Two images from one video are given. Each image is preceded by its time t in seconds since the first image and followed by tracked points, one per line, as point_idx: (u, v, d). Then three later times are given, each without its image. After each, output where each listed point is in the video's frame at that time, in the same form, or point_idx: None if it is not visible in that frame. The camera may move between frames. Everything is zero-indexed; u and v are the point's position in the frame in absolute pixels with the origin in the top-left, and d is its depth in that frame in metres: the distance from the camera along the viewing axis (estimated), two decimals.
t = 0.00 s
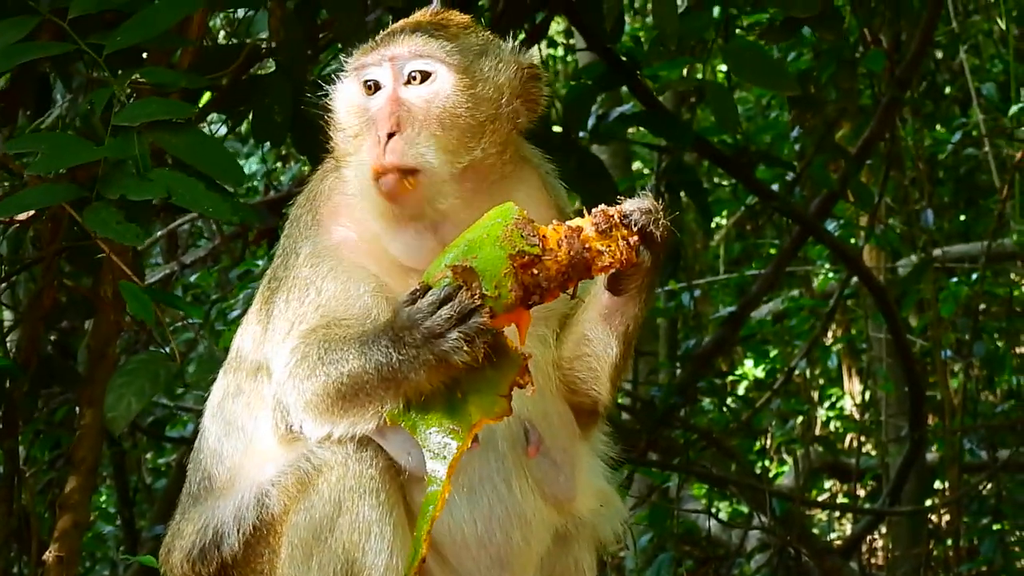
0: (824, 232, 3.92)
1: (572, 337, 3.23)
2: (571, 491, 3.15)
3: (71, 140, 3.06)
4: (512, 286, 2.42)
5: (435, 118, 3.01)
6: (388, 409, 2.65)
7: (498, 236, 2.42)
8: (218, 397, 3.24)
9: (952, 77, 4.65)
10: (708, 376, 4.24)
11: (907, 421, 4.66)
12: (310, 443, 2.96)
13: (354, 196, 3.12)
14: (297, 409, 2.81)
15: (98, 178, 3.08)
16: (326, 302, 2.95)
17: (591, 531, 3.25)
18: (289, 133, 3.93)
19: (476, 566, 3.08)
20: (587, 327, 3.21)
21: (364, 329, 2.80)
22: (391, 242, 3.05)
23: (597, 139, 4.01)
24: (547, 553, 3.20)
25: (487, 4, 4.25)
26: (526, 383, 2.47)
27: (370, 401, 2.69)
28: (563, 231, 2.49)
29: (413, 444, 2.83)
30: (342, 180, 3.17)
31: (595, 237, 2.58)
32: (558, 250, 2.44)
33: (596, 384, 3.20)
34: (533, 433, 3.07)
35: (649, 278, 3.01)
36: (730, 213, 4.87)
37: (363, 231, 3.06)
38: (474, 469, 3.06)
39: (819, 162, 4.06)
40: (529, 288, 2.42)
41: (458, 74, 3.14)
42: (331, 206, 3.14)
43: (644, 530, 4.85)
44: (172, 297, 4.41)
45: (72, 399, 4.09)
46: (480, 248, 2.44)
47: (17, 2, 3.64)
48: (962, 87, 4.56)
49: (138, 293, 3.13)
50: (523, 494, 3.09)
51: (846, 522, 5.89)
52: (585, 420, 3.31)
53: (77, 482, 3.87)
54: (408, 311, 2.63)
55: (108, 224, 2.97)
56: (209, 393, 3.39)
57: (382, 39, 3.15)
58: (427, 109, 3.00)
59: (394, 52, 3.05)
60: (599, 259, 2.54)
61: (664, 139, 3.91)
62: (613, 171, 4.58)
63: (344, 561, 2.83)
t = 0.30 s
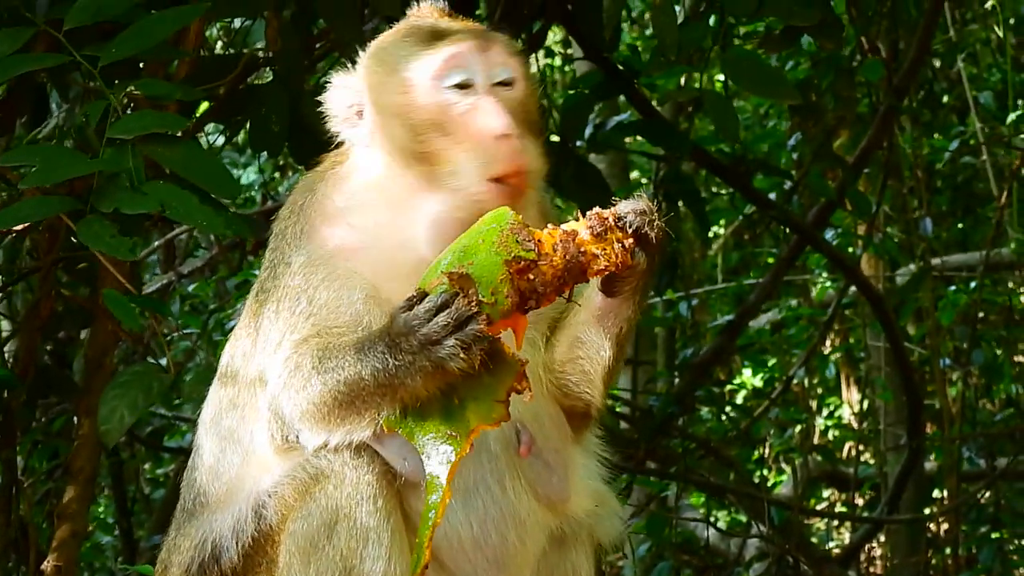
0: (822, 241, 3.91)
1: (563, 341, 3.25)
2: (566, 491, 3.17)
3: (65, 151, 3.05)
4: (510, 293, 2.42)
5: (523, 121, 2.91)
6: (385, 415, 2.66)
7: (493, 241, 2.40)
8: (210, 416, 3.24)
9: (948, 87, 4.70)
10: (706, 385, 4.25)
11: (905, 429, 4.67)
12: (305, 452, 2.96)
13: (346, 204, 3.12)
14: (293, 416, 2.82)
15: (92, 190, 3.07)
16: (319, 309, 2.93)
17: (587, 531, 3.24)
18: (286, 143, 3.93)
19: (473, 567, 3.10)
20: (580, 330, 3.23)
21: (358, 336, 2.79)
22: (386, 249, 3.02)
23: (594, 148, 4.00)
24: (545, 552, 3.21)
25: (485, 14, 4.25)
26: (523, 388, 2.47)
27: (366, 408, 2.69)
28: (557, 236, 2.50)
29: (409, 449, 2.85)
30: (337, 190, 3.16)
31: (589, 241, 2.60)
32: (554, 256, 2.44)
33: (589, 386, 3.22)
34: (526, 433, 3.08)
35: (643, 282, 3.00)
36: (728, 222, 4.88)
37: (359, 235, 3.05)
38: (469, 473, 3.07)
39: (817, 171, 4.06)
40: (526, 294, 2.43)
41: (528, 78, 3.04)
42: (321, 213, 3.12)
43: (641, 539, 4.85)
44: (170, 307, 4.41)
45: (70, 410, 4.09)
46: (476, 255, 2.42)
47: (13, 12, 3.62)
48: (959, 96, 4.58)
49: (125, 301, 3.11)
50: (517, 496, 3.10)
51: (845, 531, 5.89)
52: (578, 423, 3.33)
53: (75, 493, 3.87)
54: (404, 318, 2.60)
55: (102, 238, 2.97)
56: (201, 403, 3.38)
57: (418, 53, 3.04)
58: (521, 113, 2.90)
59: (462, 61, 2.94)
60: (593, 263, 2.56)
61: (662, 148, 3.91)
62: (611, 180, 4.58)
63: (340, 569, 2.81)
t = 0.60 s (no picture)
0: (813, 244, 3.92)
1: (558, 352, 3.29)
2: (554, 495, 3.22)
3: (60, 155, 3.03)
4: (518, 306, 2.45)
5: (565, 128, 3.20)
6: (385, 419, 2.65)
7: (506, 252, 2.43)
8: (201, 421, 3.21)
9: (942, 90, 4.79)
10: (699, 389, 4.26)
11: (897, 433, 4.68)
12: (298, 455, 2.93)
13: (344, 203, 3.10)
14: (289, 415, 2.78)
15: (87, 196, 3.05)
16: (319, 309, 2.91)
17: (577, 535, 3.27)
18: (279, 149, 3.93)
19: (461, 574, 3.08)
20: (577, 342, 3.29)
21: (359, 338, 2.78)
22: (384, 251, 3.02)
23: (587, 152, 3.99)
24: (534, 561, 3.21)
25: (478, 20, 4.26)
26: (526, 400, 2.51)
27: (367, 411, 2.68)
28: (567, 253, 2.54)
29: (400, 454, 2.87)
30: (336, 190, 3.14)
31: (598, 259, 2.66)
32: (564, 271, 2.47)
33: (582, 395, 3.26)
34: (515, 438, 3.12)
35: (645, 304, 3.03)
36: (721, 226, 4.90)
37: (357, 237, 3.03)
38: (459, 477, 3.06)
39: (808, 175, 4.07)
40: (532, 306, 2.46)
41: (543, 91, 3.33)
42: (317, 212, 3.09)
43: (634, 543, 4.86)
44: (163, 315, 4.42)
45: (63, 416, 4.09)
46: (487, 264, 2.45)
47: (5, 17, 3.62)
48: (951, 101, 4.63)
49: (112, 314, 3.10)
50: (504, 500, 3.11)
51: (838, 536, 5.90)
52: (568, 433, 3.37)
53: (67, 500, 3.86)
54: (412, 322, 2.62)
55: (98, 241, 2.95)
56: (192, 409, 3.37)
57: (477, 61, 3.17)
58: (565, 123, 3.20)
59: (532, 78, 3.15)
60: (602, 280, 2.61)
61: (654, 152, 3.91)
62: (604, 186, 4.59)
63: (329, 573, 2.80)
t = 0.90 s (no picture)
0: (797, 247, 3.92)
1: (546, 362, 3.34)
2: (536, 500, 3.22)
3: (43, 152, 2.98)
4: (511, 317, 2.44)
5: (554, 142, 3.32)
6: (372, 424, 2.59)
7: (501, 263, 2.43)
8: (187, 421, 3.19)
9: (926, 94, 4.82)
10: (682, 391, 4.27)
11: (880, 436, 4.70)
12: (281, 457, 2.93)
13: (333, 204, 3.09)
14: (276, 413, 2.77)
15: (71, 193, 3.00)
16: (309, 311, 2.91)
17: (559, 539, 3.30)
18: (261, 150, 3.93)
19: None
20: (566, 352, 3.34)
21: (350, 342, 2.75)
22: (371, 253, 3.02)
23: (571, 154, 3.99)
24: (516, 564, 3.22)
25: (462, 22, 4.27)
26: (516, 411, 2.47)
27: (353, 415, 2.64)
28: (560, 265, 2.53)
29: (384, 459, 2.86)
30: (329, 191, 3.12)
31: (592, 271, 2.66)
32: (558, 283, 2.47)
33: (569, 404, 3.30)
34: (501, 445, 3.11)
35: (634, 315, 2.97)
36: (705, 229, 4.93)
37: (346, 236, 3.03)
38: (444, 484, 3.05)
39: (792, 178, 4.08)
40: (524, 317, 2.45)
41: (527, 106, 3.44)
42: (306, 212, 3.10)
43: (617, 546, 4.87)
44: (147, 316, 4.42)
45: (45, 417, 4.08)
46: (482, 272, 2.43)
47: None
48: (935, 104, 4.70)
49: (96, 309, 3.04)
50: (488, 505, 3.10)
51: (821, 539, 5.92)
52: (552, 439, 3.39)
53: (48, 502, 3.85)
54: (403, 328, 2.57)
55: (82, 238, 2.89)
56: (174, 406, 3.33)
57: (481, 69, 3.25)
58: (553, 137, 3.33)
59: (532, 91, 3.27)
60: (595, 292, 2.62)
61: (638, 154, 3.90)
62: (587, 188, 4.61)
63: None
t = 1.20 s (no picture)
0: (783, 251, 3.92)
1: (536, 369, 3.36)
2: (524, 506, 3.22)
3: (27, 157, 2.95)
4: (507, 323, 2.45)
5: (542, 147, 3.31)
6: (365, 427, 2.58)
7: (497, 269, 2.43)
8: (175, 424, 3.18)
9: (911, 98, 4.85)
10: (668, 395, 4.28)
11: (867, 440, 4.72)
12: (267, 461, 2.91)
13: (324, 206, 3.07)
14: (267, 416, 2.75)
15: (55, 198, 2.97)
16: (304, 315, 2.89)
17: (546, 546, 3.28)
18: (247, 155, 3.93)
19: None
20: (556, 358, 3.36)
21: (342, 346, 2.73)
22: (361, 257, 3.00)
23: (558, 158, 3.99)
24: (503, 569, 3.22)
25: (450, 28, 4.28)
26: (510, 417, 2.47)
27: (346, 418, 2.61)
28: (555, 272, 2.56)
29: (374, 462, 2.89)
30: (326, 193, 3.08)
31: (587, 277, 2.70)
32: (553, 290, 2.49)
33: (560, 410, 3.32)
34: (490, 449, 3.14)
35: (627, 321, 2.99)
36: (692, 234, 4.94)
37: (338, 239, 3.02)
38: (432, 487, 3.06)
39: (778, 182, 4.08)
40: (520, 324, 2.45)
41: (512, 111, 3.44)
42: (298, 214, 3.06)
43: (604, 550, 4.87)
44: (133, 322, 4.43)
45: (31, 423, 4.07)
46: (478, 278, 2.41)
47: None
48: (921, 108, 4.73)
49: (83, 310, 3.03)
50: (476, 511, 3.10)
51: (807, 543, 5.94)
52: (540, 447, 3.40)
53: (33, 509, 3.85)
54: (398, 334, 2.54)
55: (65, 245, 2.87)
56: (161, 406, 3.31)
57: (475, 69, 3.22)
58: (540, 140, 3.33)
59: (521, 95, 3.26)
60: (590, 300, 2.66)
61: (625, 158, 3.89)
62: (573, 194, 4.62)
63: None
